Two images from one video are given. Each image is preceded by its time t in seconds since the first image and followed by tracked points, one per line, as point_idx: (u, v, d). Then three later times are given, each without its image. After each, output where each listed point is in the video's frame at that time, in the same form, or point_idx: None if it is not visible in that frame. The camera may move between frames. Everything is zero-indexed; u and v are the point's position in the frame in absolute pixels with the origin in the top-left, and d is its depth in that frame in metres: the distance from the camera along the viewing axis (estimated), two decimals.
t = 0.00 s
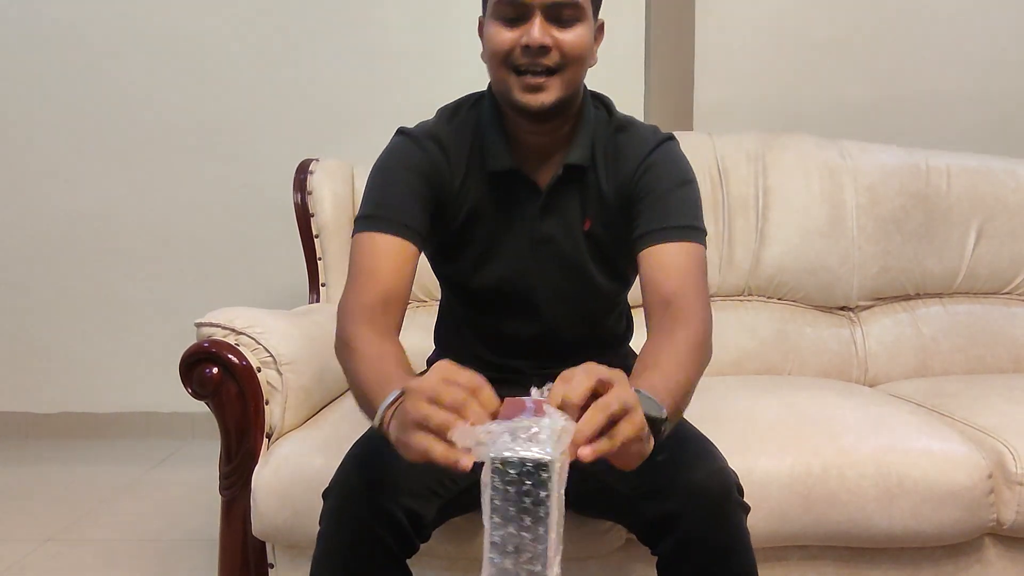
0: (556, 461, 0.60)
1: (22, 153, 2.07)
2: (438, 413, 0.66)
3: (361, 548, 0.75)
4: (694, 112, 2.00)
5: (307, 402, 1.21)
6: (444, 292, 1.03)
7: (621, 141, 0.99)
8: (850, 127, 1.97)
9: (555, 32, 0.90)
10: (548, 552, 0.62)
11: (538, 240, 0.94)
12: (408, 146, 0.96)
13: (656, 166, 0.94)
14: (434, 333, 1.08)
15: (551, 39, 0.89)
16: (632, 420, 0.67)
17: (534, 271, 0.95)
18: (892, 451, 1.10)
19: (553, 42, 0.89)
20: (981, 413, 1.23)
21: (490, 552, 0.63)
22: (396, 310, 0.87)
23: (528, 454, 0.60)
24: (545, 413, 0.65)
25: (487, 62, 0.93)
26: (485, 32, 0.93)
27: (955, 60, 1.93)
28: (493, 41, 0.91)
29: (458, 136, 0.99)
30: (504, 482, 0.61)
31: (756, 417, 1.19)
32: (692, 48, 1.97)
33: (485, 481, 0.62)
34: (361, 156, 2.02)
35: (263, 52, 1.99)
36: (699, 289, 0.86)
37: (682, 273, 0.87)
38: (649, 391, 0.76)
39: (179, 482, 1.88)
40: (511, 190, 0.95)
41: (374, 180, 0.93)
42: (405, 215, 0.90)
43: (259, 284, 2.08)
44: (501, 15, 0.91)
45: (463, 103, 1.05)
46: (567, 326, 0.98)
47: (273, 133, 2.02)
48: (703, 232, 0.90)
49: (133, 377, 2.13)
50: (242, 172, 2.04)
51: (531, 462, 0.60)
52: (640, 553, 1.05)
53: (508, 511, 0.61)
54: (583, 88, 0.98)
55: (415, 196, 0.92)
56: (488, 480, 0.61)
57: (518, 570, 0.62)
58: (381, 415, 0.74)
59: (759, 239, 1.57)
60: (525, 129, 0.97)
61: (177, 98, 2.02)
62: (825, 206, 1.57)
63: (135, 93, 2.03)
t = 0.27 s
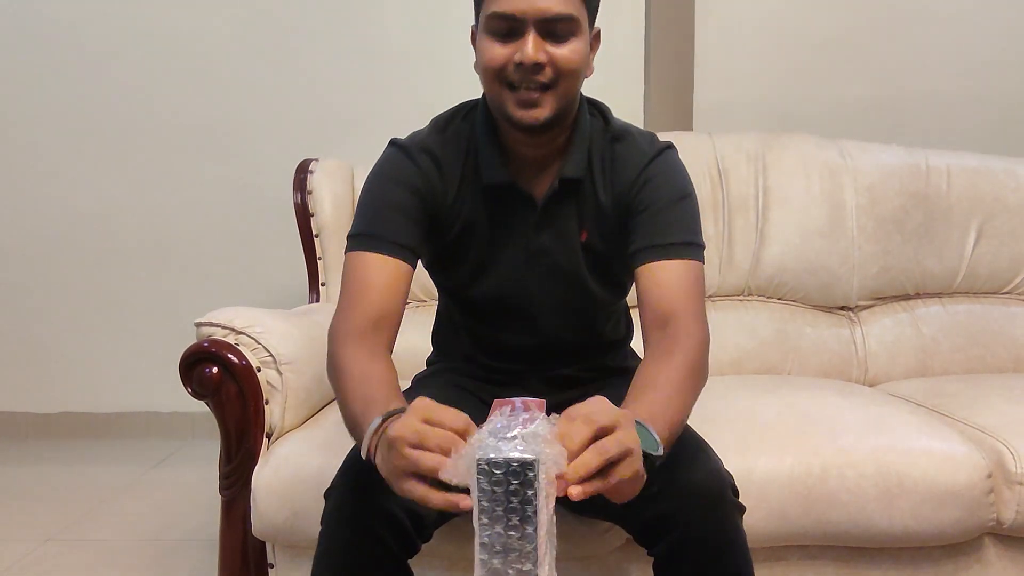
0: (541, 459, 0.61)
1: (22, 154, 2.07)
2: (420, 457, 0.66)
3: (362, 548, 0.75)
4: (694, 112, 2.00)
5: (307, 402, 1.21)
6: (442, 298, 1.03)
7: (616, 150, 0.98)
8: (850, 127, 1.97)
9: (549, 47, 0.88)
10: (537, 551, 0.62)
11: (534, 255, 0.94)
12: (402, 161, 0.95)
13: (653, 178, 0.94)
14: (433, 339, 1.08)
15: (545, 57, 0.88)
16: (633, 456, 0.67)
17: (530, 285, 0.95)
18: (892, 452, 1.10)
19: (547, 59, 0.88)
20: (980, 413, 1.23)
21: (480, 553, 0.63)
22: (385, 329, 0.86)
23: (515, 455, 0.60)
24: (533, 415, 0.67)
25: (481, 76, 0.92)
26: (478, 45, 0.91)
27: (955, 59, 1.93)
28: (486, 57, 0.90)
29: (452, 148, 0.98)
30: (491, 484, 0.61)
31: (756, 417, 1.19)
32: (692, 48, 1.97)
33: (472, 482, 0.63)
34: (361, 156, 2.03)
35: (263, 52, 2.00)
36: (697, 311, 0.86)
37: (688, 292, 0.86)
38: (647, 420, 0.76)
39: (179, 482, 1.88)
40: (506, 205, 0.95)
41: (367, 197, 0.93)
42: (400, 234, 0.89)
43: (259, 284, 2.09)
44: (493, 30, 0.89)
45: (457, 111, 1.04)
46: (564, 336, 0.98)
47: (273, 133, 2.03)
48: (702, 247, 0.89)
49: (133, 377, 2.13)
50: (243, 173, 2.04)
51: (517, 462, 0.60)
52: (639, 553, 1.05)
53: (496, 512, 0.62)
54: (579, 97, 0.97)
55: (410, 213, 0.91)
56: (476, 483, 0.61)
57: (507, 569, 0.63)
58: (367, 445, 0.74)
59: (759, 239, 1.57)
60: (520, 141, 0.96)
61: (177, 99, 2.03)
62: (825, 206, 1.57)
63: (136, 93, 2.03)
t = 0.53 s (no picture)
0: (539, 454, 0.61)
1: (21, 153, 2.07)
2: (416, 477, 0.67)
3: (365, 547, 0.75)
4: (694, 111, 2.00)
5: (306, 401, 1.21)
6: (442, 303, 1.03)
7: (615, 156, 0.97)
8: (850, 127, 1.97)
9: (547, 58, 0.88)
10: (536, 548, 0.62)
11: (534, 264, 0.94)
12: (399, 171, 0.94)
13: (653, 184, 0.93)
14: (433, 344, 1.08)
15: (543, 68, 0.87)
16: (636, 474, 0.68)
17: (530, 294, 0.95)
18: (892, 452, 1.10)
19: (545, 71, 0.87)
20: (980, 413, 1.23)
21: (481, 550, 0.63)
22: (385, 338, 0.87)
23: (514, 449, 0.60)
24: (531, 413, 0.67)
25: (479, 87, 0.91)
26: (476, 55, 0.91)
27: (955, 59, 1.93)
28: (484, 68, 0.89)
29: (450, 157, 0.97)
30: (491, 480, 0.61)
31: (756, 417, 1.19)
32: (692, 47, 1.97)
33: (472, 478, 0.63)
34: (361, 156, 2.02)
35: (263, 52, 1.99)
36: (699, 317, 0.86)
37: (690, 302, 0.86)
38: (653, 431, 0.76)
39: (179, 481, 1.88)
40: (505, 214, 0.95)
41: (365, 206, 0.92)
42: (399, 247, 0.89)
43: (259, 283, 2.08)
44: (491, 40, 0.88)
45: (454, 117, 1.03)
46: (564, 343, 0.98)
47: (273, 132, 2.02)
48: (703, 255, 0.89)
49: (133, 376, 2.13)
50: (242, 172, 2.04)
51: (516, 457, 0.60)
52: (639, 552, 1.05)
53: (496, 507, 0.61)
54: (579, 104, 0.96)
55: (409, 225, 0.91)
56: (476, 478, 0.61)
57: (507, 565, 0.62)
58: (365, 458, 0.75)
59: (759, 239, 1.57)
60: (519, 150, 0.96)
61: (177, 98, 2.02)
62: (825, 206, 1.57)
63: (135, 92, 2.03)
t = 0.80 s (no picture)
0: (528, 454, 0.61)
1: (20, 152, 2.07)
2: (406, 495, 0.68)
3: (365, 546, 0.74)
4: (694, 110, 2.00)
5: (307, 401, 1.21)
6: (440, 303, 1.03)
7: (614, 155, 0.97)
8: (850, 126, 1.97)
9: (544, 56, 0.88)
10: (527, 547, 0.62)
11: (533, 262, 0.94)
12: (397, 171, 0.94)
13: (652, 180, 0.94)
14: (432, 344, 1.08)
15: (539, 65, 0.87)
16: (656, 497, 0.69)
17: (529, 292, 0.95)
18: (892, 451, 1.10)
19: (541, 68, 0.88)
20: (980, 413, 1.23)
21: (471, 552, 0.63)
22: (378, 331, 0.86)
23: (502, 449, 0.60)
24: (521, 412, 0.66)
25: (475, 86, 0.92)
26: (472, 54, 0.91)
27: (955, 58, 1.93)
28: (480, 66, 0.89)
29: (447, 157, 0.97)
30: (480, 481, 0.61)
31: (756, 416, 1.19)
32: (692, 46, 1.96)
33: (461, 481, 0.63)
34: (361, 155, 2.02)
35: (263, 51, 1.99)
36: (709, 313, 0.85)
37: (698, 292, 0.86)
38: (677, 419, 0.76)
39: (178, 481, 1.88)
40: (503, 213, 0.95)
41: (362, 204, 0.92)
42: (398, 246, 0.89)
43: (258, 282, 2.08)
44: (487, 38, 0.89)
45: (450, 117, 1.03)
46: (564, 341, 0.98)
47: (272, 131, 2.02)
48: (706, 246, 0.89)
49: (132, 375, 2.13)
50: (241, 171, 2.04)
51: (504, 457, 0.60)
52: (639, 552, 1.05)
53: (484, 507, 0.61)
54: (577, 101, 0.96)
55: (408, 225, 0.91)
56: (465, 479, 0.61)
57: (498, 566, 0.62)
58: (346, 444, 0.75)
59: (759, 238, 1.57)
60: (517, 149, 0.96)
61: (176, 97, 2.02)
62: (825, 205, 1.57)
63: (134, 92, 2.03)
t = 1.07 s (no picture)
0: (518, 453, 0.57)
1: (20, 152, 2.07)
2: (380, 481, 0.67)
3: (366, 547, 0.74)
4: (694, 110, 2.00)
5: (306, 400, 1.21)
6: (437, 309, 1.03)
7: (611, 161, 0.97)
8: (850, 126, 1.97)
9: (536, 69, 0.86)
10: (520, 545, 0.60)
11: (530, 266, 0.94)
12: (392, 179, 0.94)
13: (650, 180, 0.94)
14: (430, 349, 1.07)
15: (532, 80, 0.86)
16: (660, 446, 0.64)
17: (526, 297, 0.94)
18: (892, 451, 1.10)
19: (534, 82, 0.86)
20: (980, 412, 1.23)
21: (465, 552, 0.61)
22: (373, 317, 0.85)
23: (490, 449, 0.57)
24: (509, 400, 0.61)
25: (467, 97, 0.91)
26: (464, 66, 0.89)
27: (954, 59, 1.93)
28: (472, 80, 0.88)
29: (442, 164, 0.97)
30: (471, 482, 0.58)
31: (756, 416, 1.19)
32: (692, 46, 1.96)
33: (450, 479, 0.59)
34: (360, 154, 2.02)
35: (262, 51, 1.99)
36: (710, 295, 0.85)
37: (695, 279, 0.85)
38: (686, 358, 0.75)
39: (178, 480, 1.88)
40: (498, 221, 0.94)
41: (357, 211, 0.92)
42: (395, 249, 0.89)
43: (258, 282, 2.08)
44: (478, 52, 0.87)
45: (445, 122, 1.03)
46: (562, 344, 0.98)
47: (272, 131, 2.02)
48: (704, 236, 0.90)
49: (132, 375, 2.13)
50: (241, 171, 2.04)
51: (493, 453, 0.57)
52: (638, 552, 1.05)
53: (477, 509, 0.59)
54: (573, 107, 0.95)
55: (404, 233, 0.91)
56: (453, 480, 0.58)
57: (492, 564, 0.60)
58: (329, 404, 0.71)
59: (759, 237, 1.57)
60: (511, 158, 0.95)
61: (176, 97, 2.02)
62: (824, 205, 1.57)
63: (133, 92, 2.02)
